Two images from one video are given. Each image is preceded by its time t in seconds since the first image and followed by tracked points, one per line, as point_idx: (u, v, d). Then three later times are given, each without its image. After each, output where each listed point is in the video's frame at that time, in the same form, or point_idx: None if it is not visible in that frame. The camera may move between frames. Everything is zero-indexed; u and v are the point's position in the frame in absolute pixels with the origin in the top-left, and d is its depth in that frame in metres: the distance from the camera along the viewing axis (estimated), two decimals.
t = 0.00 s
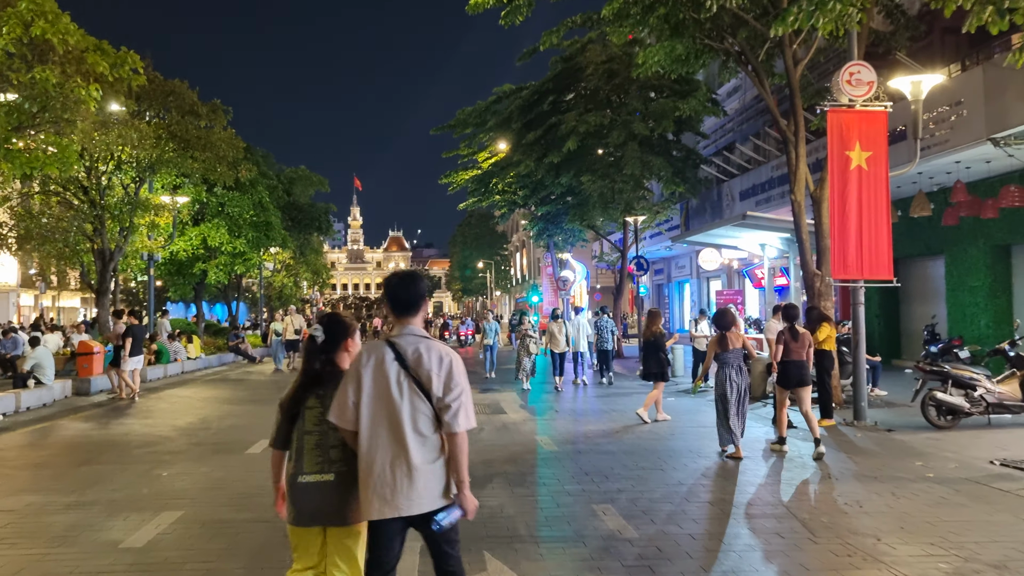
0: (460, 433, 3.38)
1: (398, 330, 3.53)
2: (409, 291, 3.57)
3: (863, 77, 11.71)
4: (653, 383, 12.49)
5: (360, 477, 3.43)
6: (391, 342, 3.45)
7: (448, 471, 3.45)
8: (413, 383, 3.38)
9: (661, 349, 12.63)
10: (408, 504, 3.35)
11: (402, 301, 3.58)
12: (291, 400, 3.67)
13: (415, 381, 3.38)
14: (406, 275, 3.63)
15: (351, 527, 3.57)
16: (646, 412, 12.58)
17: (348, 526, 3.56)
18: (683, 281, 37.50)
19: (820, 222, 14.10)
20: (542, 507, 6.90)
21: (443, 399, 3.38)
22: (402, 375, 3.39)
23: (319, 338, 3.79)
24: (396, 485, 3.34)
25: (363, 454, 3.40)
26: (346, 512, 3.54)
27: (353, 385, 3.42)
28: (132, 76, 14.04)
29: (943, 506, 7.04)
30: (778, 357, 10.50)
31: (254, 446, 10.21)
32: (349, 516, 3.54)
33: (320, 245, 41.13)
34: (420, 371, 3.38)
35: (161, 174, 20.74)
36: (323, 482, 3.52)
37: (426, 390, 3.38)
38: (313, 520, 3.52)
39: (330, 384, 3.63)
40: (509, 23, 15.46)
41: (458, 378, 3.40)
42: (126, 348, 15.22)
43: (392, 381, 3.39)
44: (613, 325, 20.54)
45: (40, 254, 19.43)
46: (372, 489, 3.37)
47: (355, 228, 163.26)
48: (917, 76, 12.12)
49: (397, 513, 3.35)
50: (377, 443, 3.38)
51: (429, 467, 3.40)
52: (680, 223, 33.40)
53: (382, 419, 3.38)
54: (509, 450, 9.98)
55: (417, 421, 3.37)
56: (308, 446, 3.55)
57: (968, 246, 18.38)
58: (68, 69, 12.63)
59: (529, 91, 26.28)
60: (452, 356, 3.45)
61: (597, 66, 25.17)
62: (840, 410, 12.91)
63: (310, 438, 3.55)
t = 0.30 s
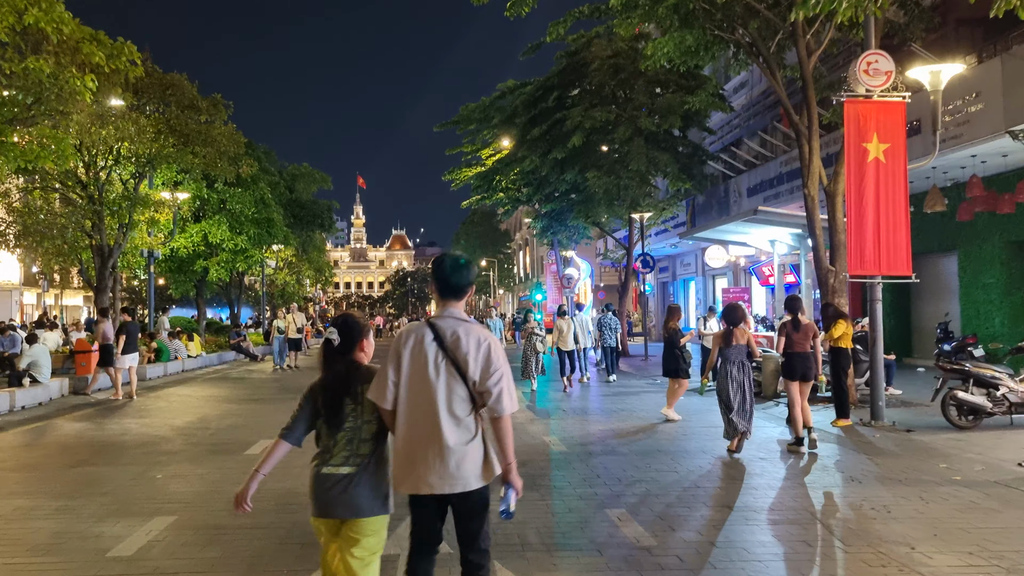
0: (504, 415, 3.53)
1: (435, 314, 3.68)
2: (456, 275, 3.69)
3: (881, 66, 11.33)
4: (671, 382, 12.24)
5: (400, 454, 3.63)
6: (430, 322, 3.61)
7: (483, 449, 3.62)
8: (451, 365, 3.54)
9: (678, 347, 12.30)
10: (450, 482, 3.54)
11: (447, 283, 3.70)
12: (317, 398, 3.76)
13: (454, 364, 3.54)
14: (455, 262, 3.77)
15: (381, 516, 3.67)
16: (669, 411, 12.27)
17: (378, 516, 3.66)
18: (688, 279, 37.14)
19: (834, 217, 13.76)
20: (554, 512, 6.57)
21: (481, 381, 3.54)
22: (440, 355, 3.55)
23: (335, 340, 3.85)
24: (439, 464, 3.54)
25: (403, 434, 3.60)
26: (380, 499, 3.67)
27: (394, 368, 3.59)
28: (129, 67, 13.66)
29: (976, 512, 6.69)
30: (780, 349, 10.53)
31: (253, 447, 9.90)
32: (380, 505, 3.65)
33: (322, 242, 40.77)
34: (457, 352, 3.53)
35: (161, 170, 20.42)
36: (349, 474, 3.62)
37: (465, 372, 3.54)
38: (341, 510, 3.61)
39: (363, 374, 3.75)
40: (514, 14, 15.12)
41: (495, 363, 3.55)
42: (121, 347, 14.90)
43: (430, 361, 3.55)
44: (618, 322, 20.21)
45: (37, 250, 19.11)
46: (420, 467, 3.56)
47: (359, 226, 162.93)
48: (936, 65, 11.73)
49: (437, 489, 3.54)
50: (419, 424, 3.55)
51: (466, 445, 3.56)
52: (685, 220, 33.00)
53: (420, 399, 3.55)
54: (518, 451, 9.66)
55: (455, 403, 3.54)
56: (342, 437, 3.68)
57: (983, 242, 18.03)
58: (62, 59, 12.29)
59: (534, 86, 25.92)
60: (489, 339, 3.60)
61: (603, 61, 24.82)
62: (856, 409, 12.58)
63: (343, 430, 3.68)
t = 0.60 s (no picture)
0: (532, 424, 3.59)
1: (456, 330, 3.71)
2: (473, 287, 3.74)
3: (900, 60, 10.98)
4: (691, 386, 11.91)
5: (432, 469, 3.57)
6: (452, 339, 3.63)
7: (510, 460, 3.63)
8: (477, 379, 3.56)
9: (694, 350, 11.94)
10: (482, 493, 3.50)
11: (462, 296, 3.74)
12: (347, 403, 3.58)
13: (480, 378, 3.57)
14: (466, 274, 3.83)
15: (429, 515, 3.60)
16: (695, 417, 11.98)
17: (427, 516, 3.59)
18: (693, 278, 36.80)
19: (848, 215, 13.39)
20: (567, 527, 6.25)
21: (507, 393, 3.57)
22: (464, 370, 3.57)
23: (362, 337, 3.65)
24: (471, 477, 3.50)
25: (433, 447, 3.56)
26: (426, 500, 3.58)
27: (420, 383, 3.57)
28: (126, 62, 13.33)
29: (1011, 526, 6.36)
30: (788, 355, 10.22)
31: (252, 453, 9.56)
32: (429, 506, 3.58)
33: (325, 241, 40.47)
34: (482, 366, 3.57)
35: (161, 168, 20.11)
36: (401, 475, 3.53)
37: (491, 385, 3.56)
38: (393, 513, 3.50)
39: (394, 380, 3.61)
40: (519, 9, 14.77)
41: (520, 374, 3.59)
42: (110, 348, 14.57)
43: (454, 376, 3.57)
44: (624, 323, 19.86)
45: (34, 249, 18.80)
46: (454, 479, 3.51)
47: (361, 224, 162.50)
48: (957, 59, 11.37)
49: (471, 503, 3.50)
50: (450, 437, 3.52)
51: (494, 457, 3.56)
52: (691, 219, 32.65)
53: (448, 413, 3.54)
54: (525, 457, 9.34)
55: (482, 416, 3.54)
56: (383, 440, 3.54)
57: (998, 242, 17.67)
58: (57, 53, 11.96)
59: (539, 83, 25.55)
60: (511, 351, 3.64)
61: (608, 58, 24.44)
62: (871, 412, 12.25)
63: (384, 433, 3.55)
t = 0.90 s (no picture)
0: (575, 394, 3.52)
1: (483, 317, 3.58)
2: (490, 275, 3.61)
3: (917, 48, 10.60)
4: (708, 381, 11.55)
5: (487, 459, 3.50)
6: (482, 328, 3.51)
7: (561, 435, 3.56)
8: (514, 362, 3.46)
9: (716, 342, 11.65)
10: (540, 470, 3.47)
11: (482, 284, 3.60)
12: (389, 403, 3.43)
13: (516, 359, 3.46)
14: (480, 260, 3.70)
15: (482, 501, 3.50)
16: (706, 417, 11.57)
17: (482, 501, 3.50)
18: (697, 276, 36.41)
19: (860, 209, 13.01)
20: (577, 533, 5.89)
21: (545, 371, 3.47)
22: (501, 356, 3.46)
23: (410, 334, 3.47)
24: (527, 459, 3.45)
25: (486, 438, 3.47)
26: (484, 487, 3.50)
27: (459, 376, 3.47)
28: (119, 52, 12.98)
29: None
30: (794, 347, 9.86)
31: (246, 454, 9.21)
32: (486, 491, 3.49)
33: (325, 239, 40.11)
34: (516, 348, 3.46)
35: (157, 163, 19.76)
36: (454, 465, 3.42)
37: (529, 365, 3.46)
38: (449, 506, 3.39)
39: (435, 377, 3.50)
40: None
41: (554, 348, 3.48)
42: (98, 346, 14.26)
43: (488, 363, 3.47)
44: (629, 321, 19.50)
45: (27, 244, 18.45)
46: (510, 464, 3.45)
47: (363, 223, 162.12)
48: (975, 46, 10.98)
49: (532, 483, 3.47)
50: (499, 421, 3.44)
51: (546, 435, 3.50)
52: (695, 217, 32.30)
53: (493, 403, 3.45)
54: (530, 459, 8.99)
55: (526, 397, 3.46)
56: (431, 436, 3.41)
57: (1011, 238, 17.29)
58: (46, 42, 11.61)
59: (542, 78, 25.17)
60: (542, 324, 3.51)
61: (612, 52, 24.05)
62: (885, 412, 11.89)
63: (432, 429, 3.42)
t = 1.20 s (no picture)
0: (649, 420, 3.47)
1: (571, 322, 3.65)
2: (584, 277, 3.64)
3: (937, 41, 10.21)
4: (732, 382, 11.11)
5: (543, 464, 3.62)
6: (563, 333, 3.59)
7: (629, 455, 3.55)
8: (585, 374, 3.51)
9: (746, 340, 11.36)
10: (597, 487, 3.50)
11: (577, 290, 3.65)
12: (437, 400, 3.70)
13: (588, 373, 3.51)
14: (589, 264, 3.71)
15: (507, 512, 3.60)
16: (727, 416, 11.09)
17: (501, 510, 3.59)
18: (702, 276, 35.97)
19: (875, 208, 12.64)
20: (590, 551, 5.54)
21: (616, 391, 3.48)
22: (573, 365, 3.53)
23: (463, 337, 3.70)
24: (582, 472, 3.51)
25: (544, 440, 3.60)
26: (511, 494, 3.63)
27: (528, 375, 3.61)
28: (113, 46, 12.63)
29: None
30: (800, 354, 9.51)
31: (243, 462, 8.87)
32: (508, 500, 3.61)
33: (326, 238, 39.72)
34: (590, 361, 3.50)
35: (155, 160, 19.41)
36: (472, 469, 3.61)
37: (598, 382, 3.49)
38: (460, 505, 3.58)
39: (490, 378, 3.74)
40: None
41: (630, 371, 3.47)
42: (90, 348, 13.92)
43: (563, 370, 3.54)
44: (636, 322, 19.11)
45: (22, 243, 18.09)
46: (564, 473, 3.54)
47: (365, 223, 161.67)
48: (997, 39, 10.60)
49: (587, 498, 3.51)
50: (556, 427, 3.55)
51: (608, 453, 3.51)
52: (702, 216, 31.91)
53: (555, 409, 3.56)
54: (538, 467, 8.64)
55: (591, 412, 3.50)
56: (462, 436, 3.65)
57: None
58: (37, 35, 11.26)
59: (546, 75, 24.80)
60: (624, 346, 3.52)
61: (617, 49, 23.66)
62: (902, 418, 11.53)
63: (464, 431, 3.66)
